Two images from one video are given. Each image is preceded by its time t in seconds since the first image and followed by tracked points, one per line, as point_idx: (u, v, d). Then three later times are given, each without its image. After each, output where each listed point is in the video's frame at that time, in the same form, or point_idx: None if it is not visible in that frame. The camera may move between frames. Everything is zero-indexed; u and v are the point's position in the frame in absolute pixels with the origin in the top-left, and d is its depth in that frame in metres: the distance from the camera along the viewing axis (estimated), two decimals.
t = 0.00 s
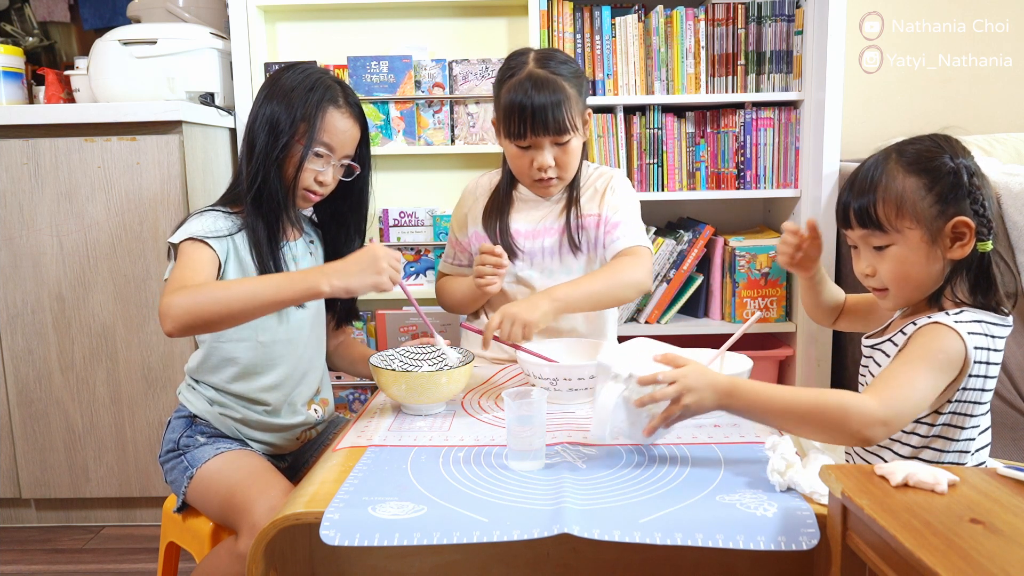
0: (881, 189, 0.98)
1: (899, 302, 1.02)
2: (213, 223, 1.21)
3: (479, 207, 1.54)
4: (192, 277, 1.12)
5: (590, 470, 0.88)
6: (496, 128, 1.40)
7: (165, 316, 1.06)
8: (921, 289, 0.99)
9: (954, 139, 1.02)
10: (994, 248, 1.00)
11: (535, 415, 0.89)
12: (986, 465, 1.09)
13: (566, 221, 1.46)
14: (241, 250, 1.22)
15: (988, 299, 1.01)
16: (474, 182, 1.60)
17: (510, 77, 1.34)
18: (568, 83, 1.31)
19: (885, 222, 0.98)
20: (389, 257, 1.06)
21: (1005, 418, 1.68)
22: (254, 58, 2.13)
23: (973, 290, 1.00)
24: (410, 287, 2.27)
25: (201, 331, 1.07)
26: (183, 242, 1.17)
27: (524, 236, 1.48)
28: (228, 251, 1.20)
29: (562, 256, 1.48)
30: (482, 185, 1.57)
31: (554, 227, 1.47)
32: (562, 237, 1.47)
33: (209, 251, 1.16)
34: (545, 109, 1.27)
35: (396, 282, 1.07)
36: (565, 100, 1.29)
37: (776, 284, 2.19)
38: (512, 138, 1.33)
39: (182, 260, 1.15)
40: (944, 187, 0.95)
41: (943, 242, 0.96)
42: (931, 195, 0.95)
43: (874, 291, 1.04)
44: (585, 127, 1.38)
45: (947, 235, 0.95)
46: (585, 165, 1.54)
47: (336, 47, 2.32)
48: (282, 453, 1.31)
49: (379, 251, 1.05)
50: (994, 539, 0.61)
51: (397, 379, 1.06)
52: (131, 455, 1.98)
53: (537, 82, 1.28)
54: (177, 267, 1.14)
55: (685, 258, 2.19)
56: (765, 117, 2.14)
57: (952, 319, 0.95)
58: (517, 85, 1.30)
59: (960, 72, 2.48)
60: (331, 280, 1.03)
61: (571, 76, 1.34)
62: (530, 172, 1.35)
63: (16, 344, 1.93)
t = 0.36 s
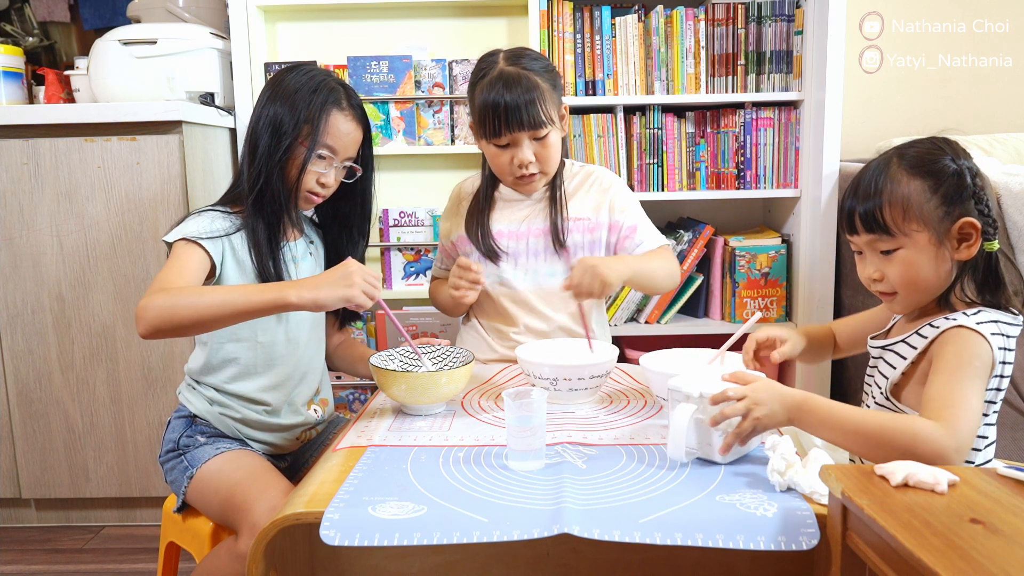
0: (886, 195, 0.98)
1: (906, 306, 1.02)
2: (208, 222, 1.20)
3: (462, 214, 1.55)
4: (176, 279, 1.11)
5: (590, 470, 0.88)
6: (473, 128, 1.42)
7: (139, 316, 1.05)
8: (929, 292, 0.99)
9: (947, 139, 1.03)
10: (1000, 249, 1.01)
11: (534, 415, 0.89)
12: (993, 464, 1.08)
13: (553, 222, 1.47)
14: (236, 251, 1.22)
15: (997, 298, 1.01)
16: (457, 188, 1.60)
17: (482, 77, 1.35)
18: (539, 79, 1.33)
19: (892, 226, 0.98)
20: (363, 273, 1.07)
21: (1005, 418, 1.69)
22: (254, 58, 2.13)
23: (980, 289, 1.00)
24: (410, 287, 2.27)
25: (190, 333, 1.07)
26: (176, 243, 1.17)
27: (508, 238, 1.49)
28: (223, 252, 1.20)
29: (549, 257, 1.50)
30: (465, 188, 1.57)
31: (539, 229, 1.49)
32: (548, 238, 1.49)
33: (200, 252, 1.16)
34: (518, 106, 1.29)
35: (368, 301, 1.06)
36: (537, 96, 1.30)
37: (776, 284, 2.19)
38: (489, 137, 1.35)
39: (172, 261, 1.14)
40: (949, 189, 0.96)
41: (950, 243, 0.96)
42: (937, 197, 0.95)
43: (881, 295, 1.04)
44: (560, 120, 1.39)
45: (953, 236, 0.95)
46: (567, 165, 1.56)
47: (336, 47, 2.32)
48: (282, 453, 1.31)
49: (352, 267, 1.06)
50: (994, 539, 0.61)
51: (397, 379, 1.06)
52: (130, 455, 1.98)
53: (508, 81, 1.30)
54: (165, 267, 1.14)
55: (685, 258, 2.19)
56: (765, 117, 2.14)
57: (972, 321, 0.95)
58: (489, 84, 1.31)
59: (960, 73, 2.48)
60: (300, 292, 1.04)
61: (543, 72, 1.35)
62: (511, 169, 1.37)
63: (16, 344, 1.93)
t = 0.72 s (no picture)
0: (884, 195, 0.97)
1: (904, 306, 1.01)
2: (202, 224, 1.20)
3: (462, 216, 1.54)
4: (169, 288, 1.10)
5: (590, 470, 0.88)
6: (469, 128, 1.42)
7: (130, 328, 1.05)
8: (928, 292, 0.99)
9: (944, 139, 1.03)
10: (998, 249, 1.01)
11: (534, 415, 0.89)
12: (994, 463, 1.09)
13: (553, 224, 1.47)
14: (233, 253, 1.22)
15: (996, 298, 1.02)
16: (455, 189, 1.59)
17: (478, 77, 1.35)
18: (535, 78, 1.33)
19: (891, 225, 0.97)
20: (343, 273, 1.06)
21: (1005, 418, 1.69)
22: (254, 58, 2.13)
23: (980, 289, 1.00)
24: (410, 287, 2.27)
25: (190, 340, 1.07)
26: (170, 246, 1.16)
27: (509, 240, 1.49)
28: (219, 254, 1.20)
29: (550, 259, 1.49)
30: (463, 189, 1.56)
31: (539, 231, 1.48)
32: (549, 240, 1.48)
33: (194, 258, 1.16)
34: (513, 106, 1.29)
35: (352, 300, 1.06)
36: (534, 95, 1.30)
37: (776, 284, 2.19)
38: (485, 137, 1.35)
39: (165, 268, 1.14)
40: (947, 188, 0.96)
41: (949, 242, 0.96)
42: (934, 197, 0.95)
43: (879, 296, 1.03)
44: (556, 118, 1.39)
45: (952, 235, 0.95)
46: (562, 167, 1.56)
47: (336, 47, 2.32)
48: (282, 453, 1.31)
49: (333, 268, 1.05)
50: (994, 539, 0.61)
51: (397, 379, 1.06)
52: (131, 455, 1.98)
53: (504, 80, 1.30)
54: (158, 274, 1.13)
55: (685, 258, 2.19)
56: (765, 117, 2.14)
57: (978, 325, 0.96)
58: (484, 84, 1.31)
59: (961, 73, 2.48)
60: (287, 300, 1.04)
61: (538, 71, 1.36)
62: (507, 168, 1.37)
63: (16, 344, 1.93)
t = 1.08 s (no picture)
0: (876, 199, 0.97)
1: (900, 310, 1.01)
2: (203, 225, 1.20)
3: (462, 216, 1.54)
4: (171, 296, 1.10)
5: (590, 470, 0.88)
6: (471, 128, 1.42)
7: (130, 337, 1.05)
8: (925, 295, 0.99)
9: (936, 142, 1.03)
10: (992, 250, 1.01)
11: (534, 415, 0.89)
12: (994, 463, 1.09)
13: (554, 225, 1.47)
14: (234, 251, 1.22)
15: (992, 298, 1.02)
16: (454, 190, 1.58)
17: (481, 77, 1.35)
18: (538, 78, 1.33)
19: (884, 231, 0.97)
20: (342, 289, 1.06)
21: (1005, 418, 1.69)
22: (254, 58, 2.13)
23: (977, 290, 1.01)
24: (410, 287, 2.27)
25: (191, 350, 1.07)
26: (171, 249, 1.16)
27: (510, 241, 1.49)
28: (221, 254, 1.20)
29: (551, 260, 1.49)
30: (463, 189, 1.56)
31: (541, 232, 1.48)
32: (550, 240, 1.48)
33: (193, 262, 1.16)
34: (518, 105, 1.29)
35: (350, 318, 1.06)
36: (537, 95, 1.30)
37: (776, 283, 2.19)
38: (489, 137, 1.34)
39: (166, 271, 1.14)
40: (940, 192, 0.96)
41: (943, 245, 0.96)
42: (927, 200, 0.95)
43: (875, 301, 1.03)
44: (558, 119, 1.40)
45: (946, 238, 0.96)
46: (562, 169, 1.56)
47: (336, 47, 2.32)
48: (282, 453, 1.31)
49: (333, 285, 1.05)
50: (995, 540, 0.61)
51: (397, 379, 1.06)
52: (131, 455, 1.98)
53: (508, 80, 1.30)
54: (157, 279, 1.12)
55: (685, 258, 2.19)
56: (765, 117, 2.14)
57: (978, 324, 0.96)
58: (489, 84, 1.31)
59: (961, 73, 2.48)
60: (284, 314, 1.03)
61: (540, 70, 1.36)
62: (510, 168, 1.37)
63: (16, 344, 1.93)
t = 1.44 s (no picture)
0: (876, 200, 0.97)
1: (898, 310, 1.01)
2: (205, 225, 1.20)
3: (462, 216, 1.54)
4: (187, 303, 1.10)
5: (590, 470, 0.88)
6: (472, 127, 1.42)
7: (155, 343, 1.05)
8: (923, 295, 0.99)
9: (935, 143, 1.03)
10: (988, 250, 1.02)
11: (533, 415, 0.89)
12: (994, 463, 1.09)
13: (553, 225, 1.47)
14: (235, 251, 1.21)
15: (989, 298, 1.02)
16: (454, 190, 1.58)
17: (483, 77, 1.35)
18: (541, 78, 1.33)
19: (884, 231, 0.97)
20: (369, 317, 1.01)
21: (1004, 418, 1.69)
22: (253, 57, 2.13)
23: (974, 290, 1.01)
24: (410, 287, 2.27)
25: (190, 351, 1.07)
26: (176, 251, 1.16)
27: (510, 241, 1.49)
28: (224, 254, 1.20)
29: (551, 260, 1.49)
30: (463, 190, 1.56)
31: (541, 232, 1.48)
32: (550, 241, 1.48)
33: (202, 262, 1.16)
34: (521, 105, 1.29)
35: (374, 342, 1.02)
36: (540, 95, 1.31)
37: (775, 283, 2.19)
38: (491, 136, 1.34)
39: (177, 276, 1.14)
40: (939, 193, 0.96)
41: (943, 246, 0.96)
42: (927, 201, 0.95)
43: (872, 301, 1.02)
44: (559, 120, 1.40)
45: (945, 239, 0.96)
46: (562, 169, 1.56)
47: (336, 47, 2.32)
48: (282, 452, 1.31)
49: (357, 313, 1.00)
50: (994, 539, 0.61)
51: (397, 379, 1.06)
52: (130, 455, 1.98)
53: (512, 79, 1.30)
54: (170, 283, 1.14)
55: (685, 258, 2.19)
56: (765, 117, 2.14)
57: (974, 322, 0.96)
58: (492, 83, 1.31)
59: (961, 73, 2.48)
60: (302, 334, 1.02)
61: (542, 70, 1.36)
62: (511, 168, 1.36)
63: (15, 343, 1.93)
